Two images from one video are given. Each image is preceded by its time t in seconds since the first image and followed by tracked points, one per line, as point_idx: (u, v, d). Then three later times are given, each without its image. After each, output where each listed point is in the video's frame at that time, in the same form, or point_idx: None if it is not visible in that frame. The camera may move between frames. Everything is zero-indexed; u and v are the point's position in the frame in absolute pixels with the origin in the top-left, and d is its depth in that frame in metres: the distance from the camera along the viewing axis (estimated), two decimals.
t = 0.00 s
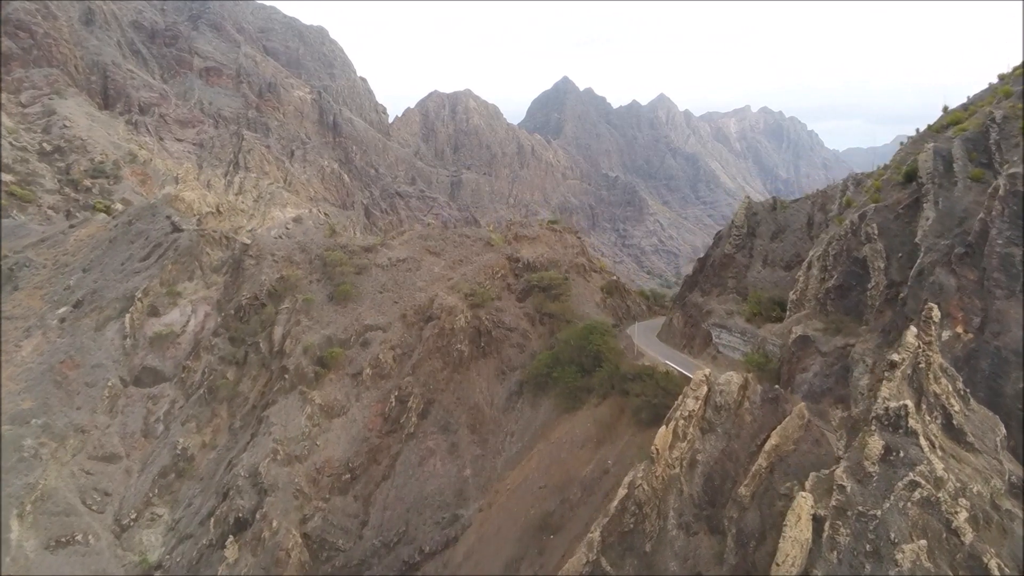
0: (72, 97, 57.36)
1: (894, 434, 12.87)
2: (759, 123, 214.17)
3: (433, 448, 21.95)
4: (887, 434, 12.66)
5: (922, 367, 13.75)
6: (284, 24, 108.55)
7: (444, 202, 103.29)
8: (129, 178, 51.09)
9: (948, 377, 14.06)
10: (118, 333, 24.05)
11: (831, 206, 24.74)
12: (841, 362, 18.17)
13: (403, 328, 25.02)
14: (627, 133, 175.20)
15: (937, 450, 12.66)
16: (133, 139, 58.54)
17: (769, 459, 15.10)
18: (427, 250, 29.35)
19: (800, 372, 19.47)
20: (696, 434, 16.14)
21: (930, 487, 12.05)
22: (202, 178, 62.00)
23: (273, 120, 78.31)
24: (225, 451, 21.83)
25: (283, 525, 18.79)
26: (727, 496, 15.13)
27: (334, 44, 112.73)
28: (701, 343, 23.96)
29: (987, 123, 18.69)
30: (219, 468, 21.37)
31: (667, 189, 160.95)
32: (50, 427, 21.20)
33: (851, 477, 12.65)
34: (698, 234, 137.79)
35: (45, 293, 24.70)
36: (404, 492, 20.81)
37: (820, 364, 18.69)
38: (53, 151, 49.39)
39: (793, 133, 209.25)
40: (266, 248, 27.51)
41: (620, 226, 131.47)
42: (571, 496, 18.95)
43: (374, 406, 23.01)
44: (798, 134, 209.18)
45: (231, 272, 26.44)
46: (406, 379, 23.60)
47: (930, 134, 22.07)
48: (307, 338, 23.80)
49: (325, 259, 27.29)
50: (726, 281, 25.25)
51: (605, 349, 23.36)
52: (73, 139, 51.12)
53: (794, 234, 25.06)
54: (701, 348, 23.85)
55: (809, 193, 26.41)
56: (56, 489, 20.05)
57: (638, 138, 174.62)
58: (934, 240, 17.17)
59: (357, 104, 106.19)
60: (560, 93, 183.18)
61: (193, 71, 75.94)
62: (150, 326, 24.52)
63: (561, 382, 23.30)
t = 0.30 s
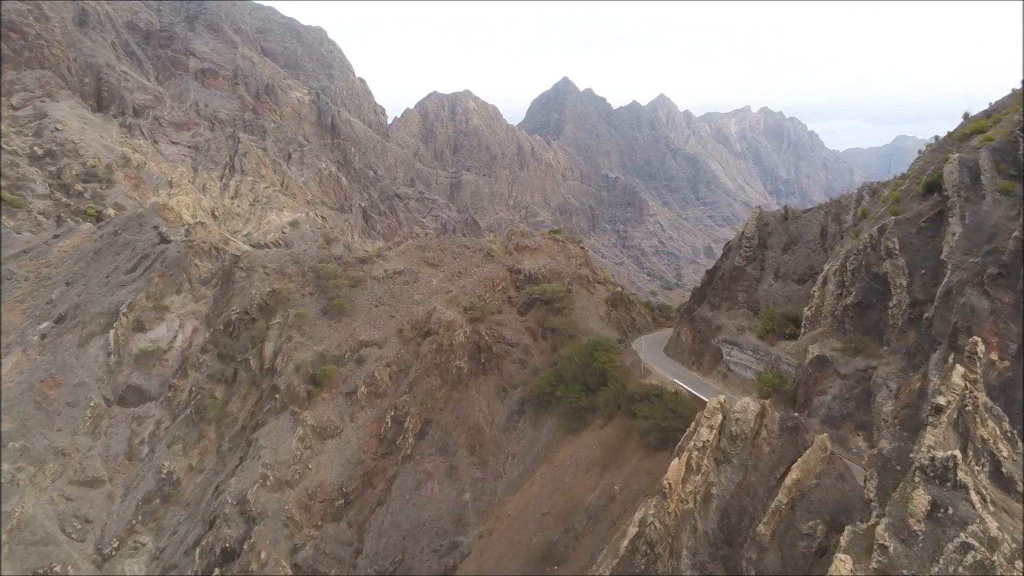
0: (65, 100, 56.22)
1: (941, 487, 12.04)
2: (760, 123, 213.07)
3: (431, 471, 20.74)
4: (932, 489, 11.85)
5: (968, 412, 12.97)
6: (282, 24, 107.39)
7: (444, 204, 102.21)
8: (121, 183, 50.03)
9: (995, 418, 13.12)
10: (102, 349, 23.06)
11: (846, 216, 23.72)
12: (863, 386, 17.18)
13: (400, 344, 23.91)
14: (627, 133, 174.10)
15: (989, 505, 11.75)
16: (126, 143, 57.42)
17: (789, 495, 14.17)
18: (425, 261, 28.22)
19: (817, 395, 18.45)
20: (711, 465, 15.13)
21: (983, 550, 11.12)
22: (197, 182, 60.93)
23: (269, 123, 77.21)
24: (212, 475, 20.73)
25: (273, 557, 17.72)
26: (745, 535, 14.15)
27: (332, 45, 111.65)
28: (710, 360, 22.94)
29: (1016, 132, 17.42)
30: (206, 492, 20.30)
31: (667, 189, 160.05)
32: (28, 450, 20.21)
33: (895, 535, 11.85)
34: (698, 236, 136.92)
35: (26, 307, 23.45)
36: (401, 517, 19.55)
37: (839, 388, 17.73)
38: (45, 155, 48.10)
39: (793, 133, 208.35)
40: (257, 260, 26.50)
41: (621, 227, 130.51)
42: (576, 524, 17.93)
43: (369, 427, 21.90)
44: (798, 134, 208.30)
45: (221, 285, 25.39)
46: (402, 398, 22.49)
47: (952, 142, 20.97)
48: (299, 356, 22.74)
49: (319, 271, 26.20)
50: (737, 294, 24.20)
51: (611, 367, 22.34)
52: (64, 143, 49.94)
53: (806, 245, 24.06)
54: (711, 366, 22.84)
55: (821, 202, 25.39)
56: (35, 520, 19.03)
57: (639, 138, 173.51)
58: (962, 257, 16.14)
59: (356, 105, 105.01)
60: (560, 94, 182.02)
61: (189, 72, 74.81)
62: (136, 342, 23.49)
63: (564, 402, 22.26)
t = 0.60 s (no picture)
0: (60, 104, 55.05)
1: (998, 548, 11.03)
2: (762, 123, 211.85)
3: (432, 495, 19.68)
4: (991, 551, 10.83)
5: None
6: (280, 25, 106.35)
7: (444, 206, 101.21)
8: (116, 189, 48.84)
9: None
10: (89, 367, 22.06)
11: (863, 227, 22.79)
12: (890, 413, 16.21)
13: (399, 361, 22.92)
14: (628, 134, 172.98)
15: None
16: (122, 146, 56.36)
17: (815, 535, 13.26)
18: (425, 273, 27.17)
19: (839, 420, 17.47)
20: (729, 501, 14.08)
21: None
22: (194, 186, 59.95)
23: (268, 125, 76.22)
24: (202, 500, 19.79)
25: None
26: None
27: (332, 46, 110.70)
28: (723, 378, 21.99)
29: None
30: (196, 520, 19.30)
31: (668, 190, 159.10)
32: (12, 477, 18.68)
33: None
34: (700, 237, 135.93)
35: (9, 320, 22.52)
36: (400, 545, 18.40)
37: (863, 413, 16.78)
38: (38, 159, 46.85)
39: (795, 134, 207.35)
40: (251, 272, 25.54)
41: (622, 228, 129.49)
42: (583, 554, 17.08)
43: (367, 449, 20.90)
44: (800, 135, 207.26)
45: (213, 298, 24.42)
46: (401, 418, 21.51)
47: (981, 150, 19.73)
48: (294, 374, 21.76)
49: (315, 284, 25.21)
50: (749, 309, 23.25)
51: (619, 386, 21.39)
52: (59, 147, 48.81)
53: (822, 257, 23.10)
54: (723, 384, 21.90)
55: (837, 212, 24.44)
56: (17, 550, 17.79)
57: (640, 139, 172.45)
58: (994, 276, 14.93)
59: (356, 107, 103.96)
60: (560, 94, 180.92)
61: (186, 75, 73.79)
62: (124, 359, 22.54)
63: (571, 422, 21.29)
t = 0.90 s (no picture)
0: (54, 105, 53.51)
1: None
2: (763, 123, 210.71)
3: (431, 520, 18.83)
4: None
5: None
6: (280, 26, 105.39)
7: (445, 207, 100.21)
8: (111, 193, 46.89)
9: None
10: (73, 386, 21.12)
11: (880, 239, 21.89)
12: (915, 442, 15.31)
13: (397, 378, 21.94)
14: (630, 134, 171.86)
15: None
16: (117, 149, 55.13)
17: None
18: (424, 285, 26.18)
19: (860, 446, 16.53)
20: (748, 539, 13.28)
21: None
22: (190, 190, 58.86)
23: (266, 128, 75.27)
24: (190, 527, 18.68)
25: None
26: None
27: (332, 47, 109.77)
28: (734, 398, 21.09)
29: None
30: (183, 548, 18.12)
31: (670, 190, 158.16)
32: None
33: None
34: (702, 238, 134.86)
35: None
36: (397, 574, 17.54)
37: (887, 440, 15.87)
38: (31, 163, 44.87)
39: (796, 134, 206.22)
40: (243, 285, 24.59)
41: (624, 230, 128.41)
42: None
43: (363, 471, 19.93)
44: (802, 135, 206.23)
45: (203, 313, 23.45)
46: (399, 439, 20.58)
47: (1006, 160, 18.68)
48: (287, 394, 20.82)
49: (309, 298, 24.26)
50: (761, 325, 22.35)
51: (627, 406, 20.47)
52: (52, 151, 46.71)
53: (837, 270, 22.19)
54: (734, 404, 21.01)
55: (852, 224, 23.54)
56: None
57: (642, 139, 171.28)
58: None
59: (356, 108, 102.99)
60: (562, 95, 179.94)
61: (183, 76, 72.69)
62: (110, 377, 21.57)
63: (576, 443, 20.37)
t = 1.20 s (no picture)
0: (48, 108, 52.32)
1: None
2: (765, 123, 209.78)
3: (429, 547, 17.81)
4: None
5: None
6: (279, 27, 104.43)
7: (445, 209, 99.30)
8: (106, 197, 45.85)
9: None
10: (57, 406, 20.28)
11: (897, 251, 20.99)
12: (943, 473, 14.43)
13: (394, 397, 21.05)
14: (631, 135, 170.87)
15: None
16: (112, 153, 53.96)
17: None
18: (424, 298, 25.30)
19: (882, 475, 15.67)
20: None
21: None
22: (187, 194, 57.83)
23: (264, 130, 74.39)
24: (177, 555, 17.71)
25: None
26: None
27: (331, 48, 108.82)
28: (747, 418, 20.21)
29: None
30: None
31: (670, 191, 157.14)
32: None
33: None
34: (703, 239, 133.94)
35: None
36: None
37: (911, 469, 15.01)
38: (24, 166, 43.31)
39: (797, 134, 204.97)
40: (235, 298, 23.76)
41: (625, 231, 127.45)
42: None
43: (359, 494, 18.93)
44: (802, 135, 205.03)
45: (193, 328, 22.61)
46: (396, 461, 19.64)
47: None
48: (279, 414, 19.94)
49: (304, 312, 23.39)
50: (773, 340, 21.47)
51: (634, 426, 19.59)
52: (46, 154, 45.22)
53: (853, 284, 21.29)
54: (747, 425, 20.13)
55: (867, 234, 22.64)
56: None
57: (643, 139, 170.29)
58: None
59: (355, 110, 102.05)
60: (562, 96, 178.96)
61: (181, 78, 71.62)
62: (95, 396, 20.68)
63: (581, 465, 19.41)
